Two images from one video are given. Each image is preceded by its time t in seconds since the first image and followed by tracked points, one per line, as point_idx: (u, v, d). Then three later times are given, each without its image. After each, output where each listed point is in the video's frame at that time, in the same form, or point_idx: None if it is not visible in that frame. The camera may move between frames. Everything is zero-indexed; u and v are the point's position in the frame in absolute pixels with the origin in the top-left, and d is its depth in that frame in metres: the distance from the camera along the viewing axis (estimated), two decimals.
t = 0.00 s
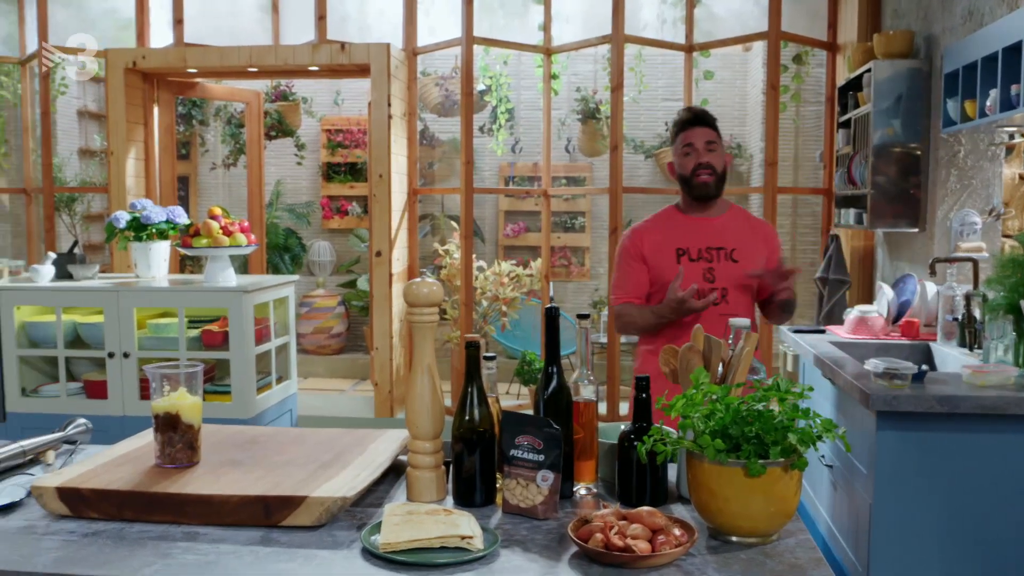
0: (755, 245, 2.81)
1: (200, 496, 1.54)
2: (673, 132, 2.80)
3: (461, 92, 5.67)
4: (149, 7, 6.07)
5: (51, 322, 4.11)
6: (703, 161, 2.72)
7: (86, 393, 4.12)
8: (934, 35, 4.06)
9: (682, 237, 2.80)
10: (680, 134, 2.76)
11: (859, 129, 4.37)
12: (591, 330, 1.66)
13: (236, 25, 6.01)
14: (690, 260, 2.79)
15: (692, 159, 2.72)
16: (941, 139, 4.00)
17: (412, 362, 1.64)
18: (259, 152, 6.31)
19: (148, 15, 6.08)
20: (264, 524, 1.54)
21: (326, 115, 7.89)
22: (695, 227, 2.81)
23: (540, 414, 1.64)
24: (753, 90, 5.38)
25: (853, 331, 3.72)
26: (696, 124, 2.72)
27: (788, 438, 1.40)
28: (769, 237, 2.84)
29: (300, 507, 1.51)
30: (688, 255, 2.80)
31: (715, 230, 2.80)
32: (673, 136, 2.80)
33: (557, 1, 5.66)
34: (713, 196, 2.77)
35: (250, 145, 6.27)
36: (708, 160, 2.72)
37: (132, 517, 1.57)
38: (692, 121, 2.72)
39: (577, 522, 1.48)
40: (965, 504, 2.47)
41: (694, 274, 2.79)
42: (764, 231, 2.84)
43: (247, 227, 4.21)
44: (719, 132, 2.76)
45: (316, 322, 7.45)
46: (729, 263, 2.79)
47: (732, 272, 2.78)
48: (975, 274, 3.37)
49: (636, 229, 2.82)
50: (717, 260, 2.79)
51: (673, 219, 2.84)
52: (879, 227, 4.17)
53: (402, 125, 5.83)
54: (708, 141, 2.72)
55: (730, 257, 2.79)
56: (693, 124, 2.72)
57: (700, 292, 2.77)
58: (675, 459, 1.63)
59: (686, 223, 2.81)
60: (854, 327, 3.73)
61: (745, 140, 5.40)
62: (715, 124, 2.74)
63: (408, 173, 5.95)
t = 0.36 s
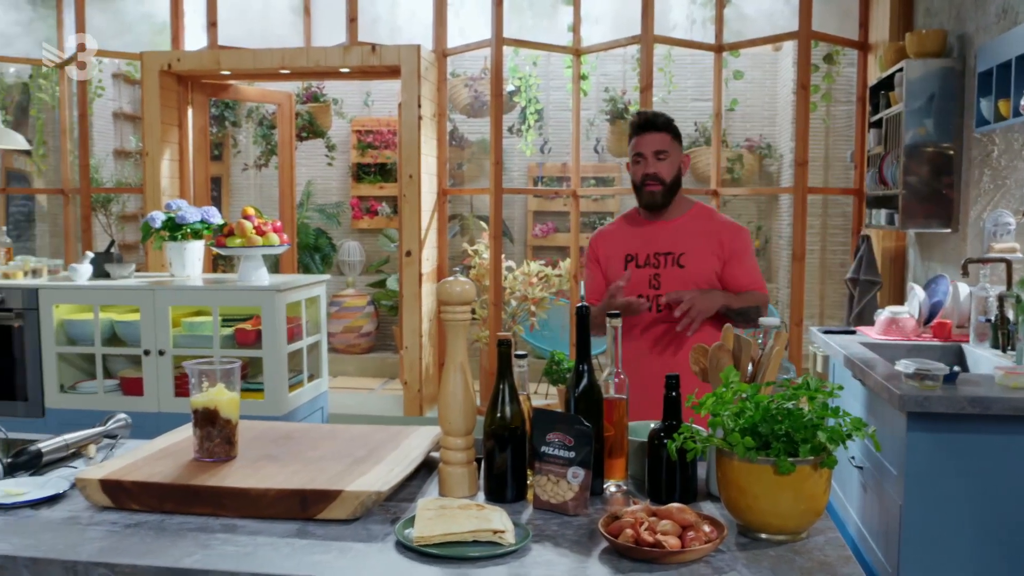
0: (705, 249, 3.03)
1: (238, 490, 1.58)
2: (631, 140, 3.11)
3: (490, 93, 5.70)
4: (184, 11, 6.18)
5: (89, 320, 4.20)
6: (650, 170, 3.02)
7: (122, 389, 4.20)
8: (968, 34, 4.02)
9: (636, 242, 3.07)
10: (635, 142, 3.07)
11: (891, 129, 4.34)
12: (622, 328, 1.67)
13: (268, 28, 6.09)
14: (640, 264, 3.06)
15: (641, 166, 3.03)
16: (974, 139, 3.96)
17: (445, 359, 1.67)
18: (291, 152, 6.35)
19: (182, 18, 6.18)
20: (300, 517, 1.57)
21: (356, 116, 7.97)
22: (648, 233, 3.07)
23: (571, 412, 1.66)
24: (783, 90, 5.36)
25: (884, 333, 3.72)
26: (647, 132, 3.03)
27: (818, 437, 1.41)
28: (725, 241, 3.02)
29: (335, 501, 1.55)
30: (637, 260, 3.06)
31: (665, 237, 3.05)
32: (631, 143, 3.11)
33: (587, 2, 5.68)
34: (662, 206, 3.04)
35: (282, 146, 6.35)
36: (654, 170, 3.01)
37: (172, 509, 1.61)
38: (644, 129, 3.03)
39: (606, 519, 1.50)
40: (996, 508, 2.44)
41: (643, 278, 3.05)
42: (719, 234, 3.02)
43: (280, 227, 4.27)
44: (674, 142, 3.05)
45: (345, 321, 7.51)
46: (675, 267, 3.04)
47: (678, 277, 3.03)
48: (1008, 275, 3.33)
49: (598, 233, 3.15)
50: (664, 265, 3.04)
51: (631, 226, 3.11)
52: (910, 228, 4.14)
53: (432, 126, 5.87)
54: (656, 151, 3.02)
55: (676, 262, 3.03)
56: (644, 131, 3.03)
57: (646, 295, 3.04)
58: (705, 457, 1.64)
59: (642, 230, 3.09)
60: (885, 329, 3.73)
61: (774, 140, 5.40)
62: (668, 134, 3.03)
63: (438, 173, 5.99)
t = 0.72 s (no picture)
0: (660, 263, 2.73)
1: (272, 483, 1.61)
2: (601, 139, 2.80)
3: (517, 93, 5.73)
4: (214, 12, 6.33)
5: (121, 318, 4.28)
6: (612, 178, 2.74)
7: (153, 387, 4.27)
8: (998, 33, 3.99)
9: (595, 251, 2.85)
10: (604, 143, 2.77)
11: (919, 128, 4.32)
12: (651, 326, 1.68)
13: (297, 30, 6.22)
14: (594, 275, 2.82)
15: (605, 173, 2.75)
16: (1004, 138, 3.93)
17: (475, 357, 1.70)
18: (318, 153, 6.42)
19: (212, 20, 6.35)
20: (332, 510, 1.60)
21: (383, 117, 8.04)
22: (607, 242, 2.83)
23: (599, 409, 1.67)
24: (809, 90, 5.35)
25: (912, 333, 3.72)
26: (616, 137, 2.73)
27: (845, 435, 1.42)
28: (682, 256, 2.71)
29: (367, 494, 1.58)
30: (592, 269, 2.83)
31: (621, 246, 2.79)
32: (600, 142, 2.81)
33: (613, 2, 5.70)
34: (623, 216, 2.78)
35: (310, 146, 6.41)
36: (616, 179, 2.73)
37: (208, 502, 1.65)
38: (613, 132, 2.74)
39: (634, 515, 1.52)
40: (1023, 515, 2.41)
41: (593, 290, 2.80)
42: (676, 248, 2.72)
43: (309, 227, 4.31)
44: (646, 149, 2.75)
45: (371, 321, 7.56)
46: (625, 281, 2.77)
47: (626, 291, 2.75)
48: None
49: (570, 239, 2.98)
50: (614, 277, 2.78)
51: (598, 234, 2.90)
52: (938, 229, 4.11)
53: (459, 126, 5.90)
54: (622, 158, 2.72)
55: (625, 275, 2.76)
56: (613, 135, 2.74)
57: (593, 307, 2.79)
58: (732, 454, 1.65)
59: (604, 240, 2.85)
60: (912, 330, 3.73)
61: (801, 140, 5.39)
62: (639, 140, 2.73)
63: (464, 173, 6.02)
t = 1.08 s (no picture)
0: (606, 252, 2.47)
1: (305, 478, 1.64)
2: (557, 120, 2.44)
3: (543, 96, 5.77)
4: (244, 17, 6.41)
5: (153, 318, 4.35)
6: (570, 167, 2.42)
7: (184, 386, 4.34)
8: None
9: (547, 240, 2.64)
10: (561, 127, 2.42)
11: (948, 130, 4.29)
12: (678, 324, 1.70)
13: (326, 34, 6.28)
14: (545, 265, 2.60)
15: (563, 160, 2.42)
16: None
17: (504, 354, 1.72)
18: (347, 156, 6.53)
19: (242, 25, 6.43)
20: (363, 505, 1.63)
21: (409, 121, 8.10)
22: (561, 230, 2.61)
23: (626, 407, 1.69)
24: (836, 91, 5.33)
25: (941, 336, 3.68)
26: (576, 121, 2.39)
27: (873, 433, 1.43)
28: (625, 242, 2.43)
29: (398, 490, 1.60)
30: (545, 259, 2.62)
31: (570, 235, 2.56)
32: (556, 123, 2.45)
33: (639, 5, 5.70)
34: (582, 207, 2.48)
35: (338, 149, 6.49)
36: (575, 169, 2.41)
37: (242, 496, 1.68)
38: (571, 116, 2.39)
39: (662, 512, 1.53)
40: None
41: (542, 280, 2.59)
42: (621, 235, 2.45)
43: (337, 229, 4.36)
44: (608, 135, 2.41)
45: (397, 323, 7.62)
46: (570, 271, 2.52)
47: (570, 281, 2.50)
48: None
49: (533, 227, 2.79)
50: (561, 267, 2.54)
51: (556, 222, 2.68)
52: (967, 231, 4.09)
53: (485, 130, 5.91)
54: (582, 145, 2.39)
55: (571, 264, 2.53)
56: (571, 119, 2.39)
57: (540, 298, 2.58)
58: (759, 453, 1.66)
59: (558, 229, 2.63)
60: (941, 332, 3.69)
61: (828, 143, 5.37)
62: (600, 125, 2.39)
63: (490, 176, 6.05)
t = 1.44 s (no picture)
0: (537, 260, 2.46)
1: (337, 478, 1.66)
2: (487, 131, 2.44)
3: (570, 106, 5.73)
4: (275, 29, 6.55)
5: (186, 325, 4.42)
6: (501, 174, 2.42)
7: (215, 392, 4.39)
8: None
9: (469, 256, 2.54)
10: (492, 137, 2.42)
11: (980, 137, 4.26)
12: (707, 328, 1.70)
13: (355, 44, 6.40)
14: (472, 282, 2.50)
15: (493, 167, 2.41)
16: None
17: (534, 357, 1.73)
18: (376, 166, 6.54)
19: (274, 37, 6.57)
20: (394, 505, 1.65)
21: (437, 131, 8.17)
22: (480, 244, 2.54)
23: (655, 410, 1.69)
24: (866, 99, 5.29)
25: (973, 344, 3.62)
26: (508, 131, 2.40)
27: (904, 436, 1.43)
28: (555, 246, 2.45)
29: (428, 490, 1.62)
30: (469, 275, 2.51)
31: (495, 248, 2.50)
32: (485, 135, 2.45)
33: (667, 13, 5.70)
34: (510, 215, 2.47)
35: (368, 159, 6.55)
36: (506, 175, 2.41)
37: (275, 495, 1.71)
38: (503, 125, 2.40)
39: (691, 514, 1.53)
40: None
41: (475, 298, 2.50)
42: (553, 239, 2.45)
43: (367, 236, 4.40)
44: (538, 147, 2.43)
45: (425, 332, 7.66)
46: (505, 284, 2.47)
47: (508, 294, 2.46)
48: None
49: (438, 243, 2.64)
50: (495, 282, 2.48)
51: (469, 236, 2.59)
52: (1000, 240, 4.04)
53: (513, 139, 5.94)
54: (513, 153, 2.39)
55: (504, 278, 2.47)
56: (503, 128, 2.40)
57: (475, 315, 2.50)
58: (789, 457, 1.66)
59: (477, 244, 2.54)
60: (973, 340, 3.63)
61: (857, 151, 5.33)
62: (532, 137, 2.41)
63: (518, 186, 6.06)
